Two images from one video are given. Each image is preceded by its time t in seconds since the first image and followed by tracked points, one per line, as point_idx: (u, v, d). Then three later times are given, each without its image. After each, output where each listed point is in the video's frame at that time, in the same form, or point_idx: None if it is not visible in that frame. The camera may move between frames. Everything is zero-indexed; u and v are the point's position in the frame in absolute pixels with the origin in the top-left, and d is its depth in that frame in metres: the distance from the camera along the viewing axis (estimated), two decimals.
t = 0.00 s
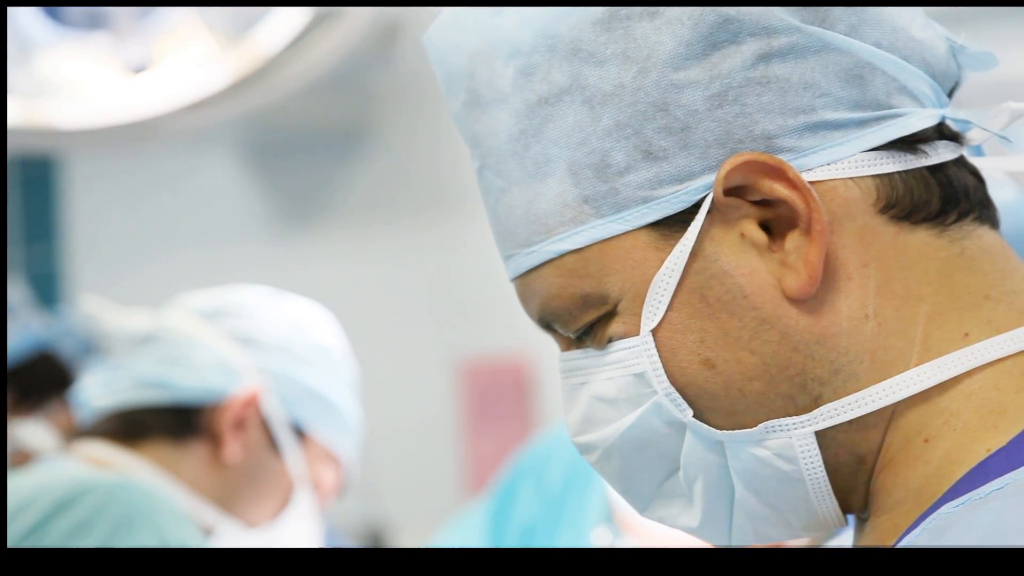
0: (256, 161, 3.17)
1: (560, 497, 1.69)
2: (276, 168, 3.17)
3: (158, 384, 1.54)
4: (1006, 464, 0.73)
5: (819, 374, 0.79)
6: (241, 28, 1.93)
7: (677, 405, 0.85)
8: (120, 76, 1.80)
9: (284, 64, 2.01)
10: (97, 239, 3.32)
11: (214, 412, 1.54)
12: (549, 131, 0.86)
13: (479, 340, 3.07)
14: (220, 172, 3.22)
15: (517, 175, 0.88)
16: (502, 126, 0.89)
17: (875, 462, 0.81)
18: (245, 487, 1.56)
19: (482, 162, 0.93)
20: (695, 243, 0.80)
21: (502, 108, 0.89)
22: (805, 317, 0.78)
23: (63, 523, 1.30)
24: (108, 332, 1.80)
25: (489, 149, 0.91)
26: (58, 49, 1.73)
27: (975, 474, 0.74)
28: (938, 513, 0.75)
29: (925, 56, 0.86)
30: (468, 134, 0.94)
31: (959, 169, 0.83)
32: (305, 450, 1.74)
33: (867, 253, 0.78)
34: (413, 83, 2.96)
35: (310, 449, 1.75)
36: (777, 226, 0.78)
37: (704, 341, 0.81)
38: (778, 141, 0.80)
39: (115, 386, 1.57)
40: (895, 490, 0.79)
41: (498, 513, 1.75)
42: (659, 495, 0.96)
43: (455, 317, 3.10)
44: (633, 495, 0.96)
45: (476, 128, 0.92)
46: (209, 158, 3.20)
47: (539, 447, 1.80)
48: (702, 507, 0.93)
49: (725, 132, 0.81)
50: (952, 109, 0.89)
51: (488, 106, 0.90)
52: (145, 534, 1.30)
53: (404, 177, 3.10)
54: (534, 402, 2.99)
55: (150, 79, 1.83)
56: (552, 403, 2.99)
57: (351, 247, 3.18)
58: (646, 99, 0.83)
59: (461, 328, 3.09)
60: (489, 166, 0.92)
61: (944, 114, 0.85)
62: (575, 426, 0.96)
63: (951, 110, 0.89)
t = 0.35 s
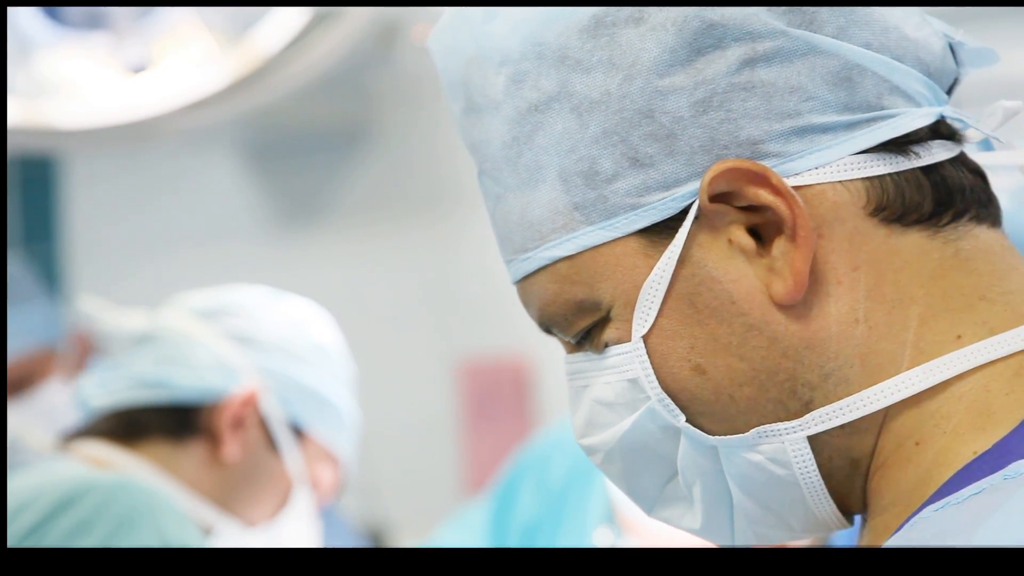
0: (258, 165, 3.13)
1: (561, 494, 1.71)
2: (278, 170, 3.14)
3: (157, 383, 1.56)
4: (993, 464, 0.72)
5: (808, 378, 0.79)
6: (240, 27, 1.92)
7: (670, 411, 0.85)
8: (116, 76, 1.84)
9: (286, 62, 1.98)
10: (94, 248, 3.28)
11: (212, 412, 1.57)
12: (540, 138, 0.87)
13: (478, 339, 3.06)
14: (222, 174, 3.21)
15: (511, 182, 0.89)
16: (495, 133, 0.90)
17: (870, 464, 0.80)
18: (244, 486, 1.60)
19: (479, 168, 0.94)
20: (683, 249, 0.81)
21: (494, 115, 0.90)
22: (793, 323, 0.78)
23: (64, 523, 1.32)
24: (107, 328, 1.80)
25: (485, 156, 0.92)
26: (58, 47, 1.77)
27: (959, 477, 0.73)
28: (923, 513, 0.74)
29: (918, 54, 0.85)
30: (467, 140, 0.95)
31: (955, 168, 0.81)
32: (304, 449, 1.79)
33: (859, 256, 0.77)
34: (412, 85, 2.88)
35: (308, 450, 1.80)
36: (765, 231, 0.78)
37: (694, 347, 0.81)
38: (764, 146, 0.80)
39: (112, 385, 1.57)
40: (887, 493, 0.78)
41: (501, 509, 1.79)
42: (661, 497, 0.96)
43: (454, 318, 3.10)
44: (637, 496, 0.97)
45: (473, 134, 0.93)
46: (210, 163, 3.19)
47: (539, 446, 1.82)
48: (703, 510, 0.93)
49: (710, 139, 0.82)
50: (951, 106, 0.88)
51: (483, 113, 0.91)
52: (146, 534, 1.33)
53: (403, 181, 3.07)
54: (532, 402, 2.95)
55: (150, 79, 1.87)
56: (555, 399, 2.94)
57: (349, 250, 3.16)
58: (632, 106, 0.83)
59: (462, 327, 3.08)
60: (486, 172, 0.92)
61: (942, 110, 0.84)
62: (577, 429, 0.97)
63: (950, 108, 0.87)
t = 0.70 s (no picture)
0: (253, 161, 3.07)
1: (561, 493, 1.72)
2: (272, 169, 3.08)
3: (157, 383, 1.57)
4: (980, 464, 0.71)
5: (808, 383, 0.79)
6: (240, 30, 2.11)
7: (674, 416, 0.85)
8: (117, 75, 1.99)
9: (284, 61, 2.17)
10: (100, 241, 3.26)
11: (213, 412, 1.57)
12: (542, 144, 0.87)
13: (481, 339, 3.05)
14: (221, 173, 3.14)
15: (516, 186, 0.89)
16: (501, 138, 0.90)
17: (873, 467, 0.81)
18: (245, 486, 1.61)
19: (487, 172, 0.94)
20: (682, 256, 0.81)
21: (498, 121, 0.90)
22: (791, 329, 0.78)
23: (64, 524, 1.34)
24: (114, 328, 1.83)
25: (493, 160, 0.92)
26: (57, 47, 1.91)
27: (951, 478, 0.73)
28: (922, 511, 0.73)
29: (922, 52, 0.84)
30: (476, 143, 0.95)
31: (961, 168, 0.81)
32: (305, 447, 1.83)
33: (861, 260, 0.77)
34: (419, 85, 2.86)
35: (309, 449, 1.84)
36: (764, 236, 0.78)
37: (695, 353, 0.82)
38: (762, 152, 0.81)
39: (112, 386, 1.59)
40: (886, 496, 0.78)
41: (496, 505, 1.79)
42: (672, 498, 0.96)
43: (451, 319, 3.08)
44: (648, 497, 0.97)
45: (480, 138, 0.94)
46: (213, 162, 3.12)
47: (538, 446, 1.82)
48: (712, 512, 0.94)
49: (707, 145, 0.82)
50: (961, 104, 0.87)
51: (489, 118, 0.91)
52: (145, 534, 1.35)
53: (400, 181, 3.04)
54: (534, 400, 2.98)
55: (151, 79, 2.02)
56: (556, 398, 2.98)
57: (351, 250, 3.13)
58: (630, 112, 0.84)
59: (462, 327, 3.07)
60: (493, 176, 0.93)
61: (948, 109, 0.83)
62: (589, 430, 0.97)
63: (959, 106, 0.86)
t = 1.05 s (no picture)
0: (252, 162, 3.10)
1: (559, 493, 1.72)
2: (270, 171, 3.10)
3: (161, 384, 1.56)
4: (981, 464, 0.71)
5: (808, 384, 0.79)
6: (238, 31, 2.24)
7: (673, 418, 0.85)
8: (118, 76, 2.15)
9: (283, 62, 2.27)
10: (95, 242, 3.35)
11: (215, 412, 1.57)
12: (538, 147, 0.87)
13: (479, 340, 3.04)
14: (220, 174, 3.19)
15: (512, 190, 0.89)
16: (496, 142, 0.90)
17: (872, 468, 0.80)
18: (248, 486, 1.62)
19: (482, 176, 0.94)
20: (681, 258, 0.81)
21: (493, 125, 0.90)
22: (792, 330, 0.78)
23: (65, 524, 1.33)
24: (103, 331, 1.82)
25: (487, 164, 0.92)
26: (57, 47, 2.08)
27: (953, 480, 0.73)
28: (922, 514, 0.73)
29: (917, 53, 0.84)
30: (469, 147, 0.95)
31: (956, 168, 0.81)
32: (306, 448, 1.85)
33: (858, 261, 0.77)
34: (414, 87, 2.91)
35: (311, 449, 1.86)
36: (763, 237, 0.78)
37: (695, 355, 0.82)
38: (760, 153, 0.81)
39: (114, 387, 1.58)
40: (886, 497, 0.78)
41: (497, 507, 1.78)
42: (670, 502, 0.96)
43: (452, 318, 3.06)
44: (645, 501, 0.97)
45: (474, 143, 0.93)
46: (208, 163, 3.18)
47: (534, 446, 1.82)
48: (710, 515, 0.94)
49: (705, 146, 0.82)
50: (955, 104, 0.87)
51: (483, 121, 0.91)
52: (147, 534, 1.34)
53: (396, 181, 3.01)
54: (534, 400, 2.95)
55: (150, 78, 2.18)
56: (555, 399, 2.96)
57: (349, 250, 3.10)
58: (627, 114, 0.83)
59: (461, 327, 3.05)
60: (488, 180, 0.93)
61: (943, 109, 0.83)
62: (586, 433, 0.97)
63: (953, 106, 0.86)
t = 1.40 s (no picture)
0: (253, 162, 3.07)
1: (558, 493, 1.73)
2: (270, 172, 3.07)
3: (159, 385, 1.57)
4: (973, 463, 0.71)
5: (802, 385, 0.79)
6: (237, 32, 2.23)
7: (667, 419, 0.85)
8: (119, 77, 2.19)
9: (286, 60, 2.24)
10: (96, 242, 3.33)
11: (214, 411, 1.58)
12: (532, 148, 0.87)
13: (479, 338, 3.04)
14: (221, 174, 3.14)
15: (505, 191, 0.89)
16: (490, 143, 0.90)
17: (865, 469, 0.80)
18: (247, 486, 1.62)
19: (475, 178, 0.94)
20: (674, 259, 0.81)
21: (487, 126, 0.90)
22: (785, 330, 0.78)
23: (64, 523, 1.33)
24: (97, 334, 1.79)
25: (481, 166, 0.92)
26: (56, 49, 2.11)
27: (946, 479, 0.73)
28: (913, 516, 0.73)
29: (911, 54, 0.84)
30: (462, 149, 0.95)
31: (949, 169, 0.81)
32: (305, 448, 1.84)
33: (851, 262, 0.77)
34: (413, 87, 2.83)
35: (309, 449, 1.85)
36: (756, 238, 0.78)
37: (689, 356, 0.82)
38: (753, 153, 0.81)
39: (112, 387, 1.58)
40: (880, 497, 0.78)
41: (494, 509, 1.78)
42: (664, 502, 0.96)
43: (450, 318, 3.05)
44: (639, 502, 0.97)
45: (468, 144, 0.93)
46: (208, 165, 3.12)
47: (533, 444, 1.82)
48: (705, 515, 0.94)
49: (699, 147, 0.82)
50: (946, 105, 0.87)
51: (476, 123, 0.91)
52: (146, 535, 1.34)
53: (395, 181, 2.99)
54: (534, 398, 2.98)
55: (150, 79, 2.21)
56: (554, 399, 2.99)
57: (348, 250, 3.09)
58: (620, 115, 0.84)
59: (460, 327, 3.05)
60: (482, 182, 0.93)
61: (936, 110, 0.83)
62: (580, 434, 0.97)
63: (945, 107, 0.86)
